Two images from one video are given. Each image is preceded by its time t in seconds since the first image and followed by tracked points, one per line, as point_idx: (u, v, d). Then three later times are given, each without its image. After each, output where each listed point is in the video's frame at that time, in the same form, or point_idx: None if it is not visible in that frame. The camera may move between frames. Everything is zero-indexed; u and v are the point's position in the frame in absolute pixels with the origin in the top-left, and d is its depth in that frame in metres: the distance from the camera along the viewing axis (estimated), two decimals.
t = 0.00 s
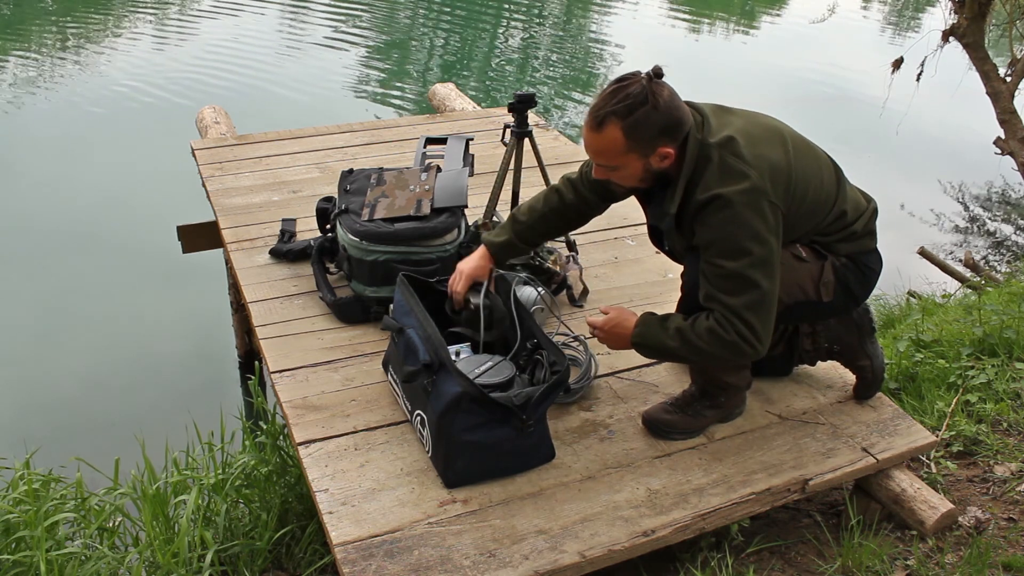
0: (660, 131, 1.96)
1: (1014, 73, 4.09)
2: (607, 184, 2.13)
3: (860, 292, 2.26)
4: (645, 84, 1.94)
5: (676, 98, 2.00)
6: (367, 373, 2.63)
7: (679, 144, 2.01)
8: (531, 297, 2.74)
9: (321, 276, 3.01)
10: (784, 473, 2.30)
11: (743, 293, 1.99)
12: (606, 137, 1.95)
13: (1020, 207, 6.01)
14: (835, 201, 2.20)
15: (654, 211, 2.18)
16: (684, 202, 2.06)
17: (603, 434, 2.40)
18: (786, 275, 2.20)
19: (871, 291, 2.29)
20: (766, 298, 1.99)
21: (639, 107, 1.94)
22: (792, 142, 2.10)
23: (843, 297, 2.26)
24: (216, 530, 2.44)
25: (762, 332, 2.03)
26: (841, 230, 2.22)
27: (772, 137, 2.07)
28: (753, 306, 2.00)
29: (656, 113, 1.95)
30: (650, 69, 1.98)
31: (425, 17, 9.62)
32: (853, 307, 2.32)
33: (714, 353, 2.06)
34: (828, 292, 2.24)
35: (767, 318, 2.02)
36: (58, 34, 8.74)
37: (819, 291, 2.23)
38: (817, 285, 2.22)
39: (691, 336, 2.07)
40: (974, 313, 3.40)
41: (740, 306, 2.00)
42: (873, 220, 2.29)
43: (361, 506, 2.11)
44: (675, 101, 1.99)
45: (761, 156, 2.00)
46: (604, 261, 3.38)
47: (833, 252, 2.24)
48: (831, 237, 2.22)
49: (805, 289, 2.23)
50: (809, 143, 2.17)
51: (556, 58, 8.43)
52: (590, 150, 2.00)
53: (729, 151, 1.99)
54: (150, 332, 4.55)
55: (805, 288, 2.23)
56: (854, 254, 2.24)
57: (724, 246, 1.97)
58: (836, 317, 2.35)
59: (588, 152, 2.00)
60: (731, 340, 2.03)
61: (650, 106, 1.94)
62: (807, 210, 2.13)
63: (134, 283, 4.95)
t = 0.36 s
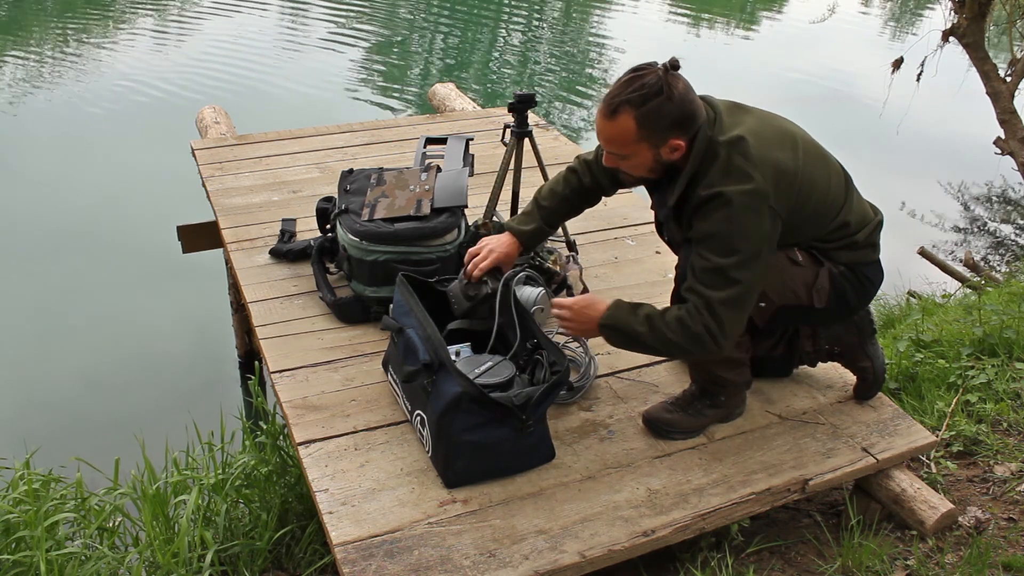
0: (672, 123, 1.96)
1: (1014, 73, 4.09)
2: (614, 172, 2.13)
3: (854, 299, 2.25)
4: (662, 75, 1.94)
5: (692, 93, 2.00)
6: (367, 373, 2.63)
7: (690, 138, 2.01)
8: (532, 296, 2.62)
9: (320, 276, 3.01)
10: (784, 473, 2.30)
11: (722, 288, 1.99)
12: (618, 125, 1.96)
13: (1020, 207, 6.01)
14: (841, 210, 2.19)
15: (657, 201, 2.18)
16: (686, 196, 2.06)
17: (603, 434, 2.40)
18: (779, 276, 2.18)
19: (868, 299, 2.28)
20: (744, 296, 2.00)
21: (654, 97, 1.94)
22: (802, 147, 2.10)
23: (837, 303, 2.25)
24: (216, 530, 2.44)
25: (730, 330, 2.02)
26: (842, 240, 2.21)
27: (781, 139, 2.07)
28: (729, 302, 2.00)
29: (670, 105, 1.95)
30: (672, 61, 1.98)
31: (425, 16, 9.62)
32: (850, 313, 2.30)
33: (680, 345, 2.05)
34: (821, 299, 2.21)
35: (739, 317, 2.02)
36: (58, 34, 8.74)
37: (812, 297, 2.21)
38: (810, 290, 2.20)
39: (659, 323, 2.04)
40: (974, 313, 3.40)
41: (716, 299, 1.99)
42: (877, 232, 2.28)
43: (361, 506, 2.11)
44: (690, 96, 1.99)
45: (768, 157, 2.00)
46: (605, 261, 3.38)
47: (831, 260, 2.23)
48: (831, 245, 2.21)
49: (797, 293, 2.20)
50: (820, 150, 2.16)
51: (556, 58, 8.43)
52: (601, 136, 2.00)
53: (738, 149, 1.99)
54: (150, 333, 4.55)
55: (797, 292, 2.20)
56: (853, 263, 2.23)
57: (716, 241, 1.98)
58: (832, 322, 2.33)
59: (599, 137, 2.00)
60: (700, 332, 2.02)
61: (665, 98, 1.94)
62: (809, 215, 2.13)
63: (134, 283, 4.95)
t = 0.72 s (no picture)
0: (669, 124, 1.96)
1: (1014, 73, 4.09)
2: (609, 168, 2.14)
3: (843, 308, 2.24)
4: (662, 76, 1.94)
5: (691, 95, 2.00)
6: (367, 373, 2.63)
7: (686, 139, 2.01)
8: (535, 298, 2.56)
9: (320, 276, 3.01)
10: (784, 474, 2.30)
11: (678, 274, 2.02)
12: (616, 124, 1.96)
13: (1020, 207, 6.01)
14: (836, 220, 2.17)
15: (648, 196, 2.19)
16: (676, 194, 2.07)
17: (603, 434, 2.40)
18: (765, 280, 2.18)
19: (860, 310, 2.26)
20: (696, 287, 2.02)
21: (653, 98, 1.94)
22: (798, 154, 2.09)
23: (825, 311, 2.24)
24: (216, 530, 2.44)
25: (675, 318, 2.05)
26: (835, 248, 2.18)
27: (776, 144, 2.07)
28: (681, 289, 2.03)
29: (668, 106, 1.95)
30: (672, 63, 1.98)
31: (426, 15, 9.61)
32: (843, 321, 2.29)
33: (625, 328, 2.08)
34: (806, 305, 2.22)
35: (686, 307, 2.04)
36: (58, 33, 8.73)
37: (796, 303, 2.21)
38: (795, 296, 2.20)
39: (603, 310, 2.10)
40: (974, 313, 3.40)
41: (669, 283, 2.03)
42: (875, 244, 2.25)
43: (361, 506, 2.11)
44: (688, 97, 1.99)
45: (757, 161, 2.01)
46: (605, 261, 3.38)
47: (821, 268, 2.21)
48: (824, 253, 2.19)
49: (781, 298, 2.21)
50: (820, 158, 2.15)
51: (556, 58, 8.42)
52: (598, 133, 2.00)
53: (730, 153, 2.00)
54: (150, 333, 4.54)
55: (781, 297, 2.21)
56: (843, 272, 2.20)
57: (694, 238, 1.99)
58: (826, 327, 2.31)
59: (596, 134, 2.00)
60: (646, 317, 2.06)
61: (663, 100, 1.94)
62: (800, 223, 2.10)
63: (133, 283, 4.94)
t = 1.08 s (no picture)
0: (668, 125, 1.96)
1: (1014, 73, 4.09)
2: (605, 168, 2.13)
3: (843, 307, 2.24)
4: (662, 77, 1.93)
5: (689, 96, 2.00)
6: (367, 373, 2.63)
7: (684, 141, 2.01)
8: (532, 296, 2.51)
9: (320, 276, 3.01)
10: (784, 473, 2.30)
11: (682, 282, 2.02)
12: (614, 124, 1.95)
13: (1020, 207, 6.01)
14: (834, 219, 2.17)
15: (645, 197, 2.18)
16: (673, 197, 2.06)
17: (603, 434, 2.40)
18: (764, 281, 2.18)
19: (859, 308, 2.26)
20: (700, 295, 2.02)
21: (652, 98, 1.93)
22: (795, 155, 2.09)
23: (825, 310, 2.24)
24: (216, 530, 2.44)
25: (679, 326, 2.05)
26: (834, 247, 2.18)
27: (774, 145, 2.07)
28: (685, 296, 2.03)
29: (668, 107, 1.94)
30: (672, 63, 1.97)
31: (425, 15, 9.61)
32: (842, 320, 2.29)
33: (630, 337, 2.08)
34: (807, 305, 2.22)
35: (689, 314, 2.04)
36: (57, 33, 8.73)
37: (797, 303, 2.22)
38: (796, 296, 2.21)
39: (610, 321, 2.10)
40: (974, 313, 3.40)
41: (673, 292, 2.02)
42: (873, 241, 2.25)
43: (361, 506, 2.11)
44: (687, 98, 1.98)
45: (756, 163, 2.01)
46: (605, 260, 3.38)
47: (821, 266, 2.21)
48: (823, 251, 2.18)
49: (781, 298, 2.21)
50: (817, 158, 2.15)
51: (556, 57, 8.42)
52: (595, 133, 1.99)
53: (728, 155, 2.00)
54: (150, 333, 4.55)
55: (782, 297, 2.21)
56: (842, 271, 2.20)
57: (694, 242, 1.99)
58: (827, 326, 2.31)
59: (594, 134, 1.99)
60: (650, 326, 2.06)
61: (662, 101, 1.94)
62: (799, 221, 2.10)
63: (133, 283, 4.94)
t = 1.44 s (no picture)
0: (675, 109, 1.98)
1: (1014, 73, 4.09)
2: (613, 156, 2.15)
3: (841, 309, 2.23)
4: (669, 60, 1.97)
5: (697, 85, 2.02)
6: (367, 373, 2.63)
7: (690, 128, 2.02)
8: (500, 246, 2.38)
9: (321, 276, 3.01)
10: (784, 474, 2.30)
11: (680, 277, 2.02)
12: (621, 105, 1.98)
13: (1020, 207, 6.01)
14: (835, 223, 2.17)
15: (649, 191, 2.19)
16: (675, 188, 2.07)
17: (603, 434, 2.40)
18: (761, 280, 2.18)
19: (858, 311, 2.26)
20: (698, 291, 2.03)
21: (659, 81, 1.96)
22: (799, 156, 2.10)
23: (823, 312, 2.24)
24: (216, 530, 2.44)
25: (677, 321, 2.05)
26: (833, 250, 2.18)
27: (777, 144, 2.07)
28: (683, 291, 2.03)
29: (674, 91, 1.97)
30: (681, 50, 2.00)
31: (426, 14, 9.61)
32: (841, 323, 2.28)
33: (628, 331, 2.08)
34: (802, 306, 2.22)
35: (688, 309, 2.04)
36: (57, 32, 8.73)
37: (794, 303, 2.21)
38: (792, 296, 2.21)
39: (608, 310, 2.10)
40: (974, 313, 3.40)
41: (672, 286, 2.03)
42: (875, 245, 2.25)
43: (361, 506, 2.11)
44: (694, 85, 2.01)
45: (758, 160, 2.01)
46: (605, 260, 3.38)
47: (820, 268, 2.20)
48: (822, 253, 2.18)
49: (778, 298, 2.21)
50: (822, 161, 2.15)
51: (556, 57, 8.42)
52: (603, 115, 2.02)
53: (731, 146, 2.01)
54: (150, 333, 4.54)
55: (779, 297, 2.21)
56: (841, 274, 2.20)
57: (693, 236, 1.99)
58: (825, 330, 2.31)
59: (601, 116, 2.02)
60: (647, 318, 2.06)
61: (669, 84, 1.96)
62: (800, 222, 2.11)
63: (134, 284, 4.94)
